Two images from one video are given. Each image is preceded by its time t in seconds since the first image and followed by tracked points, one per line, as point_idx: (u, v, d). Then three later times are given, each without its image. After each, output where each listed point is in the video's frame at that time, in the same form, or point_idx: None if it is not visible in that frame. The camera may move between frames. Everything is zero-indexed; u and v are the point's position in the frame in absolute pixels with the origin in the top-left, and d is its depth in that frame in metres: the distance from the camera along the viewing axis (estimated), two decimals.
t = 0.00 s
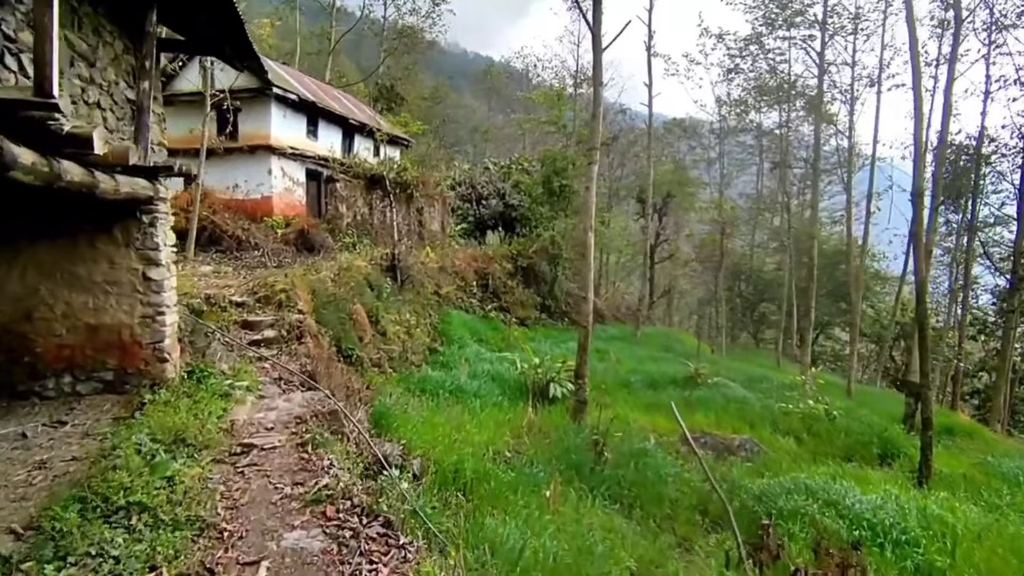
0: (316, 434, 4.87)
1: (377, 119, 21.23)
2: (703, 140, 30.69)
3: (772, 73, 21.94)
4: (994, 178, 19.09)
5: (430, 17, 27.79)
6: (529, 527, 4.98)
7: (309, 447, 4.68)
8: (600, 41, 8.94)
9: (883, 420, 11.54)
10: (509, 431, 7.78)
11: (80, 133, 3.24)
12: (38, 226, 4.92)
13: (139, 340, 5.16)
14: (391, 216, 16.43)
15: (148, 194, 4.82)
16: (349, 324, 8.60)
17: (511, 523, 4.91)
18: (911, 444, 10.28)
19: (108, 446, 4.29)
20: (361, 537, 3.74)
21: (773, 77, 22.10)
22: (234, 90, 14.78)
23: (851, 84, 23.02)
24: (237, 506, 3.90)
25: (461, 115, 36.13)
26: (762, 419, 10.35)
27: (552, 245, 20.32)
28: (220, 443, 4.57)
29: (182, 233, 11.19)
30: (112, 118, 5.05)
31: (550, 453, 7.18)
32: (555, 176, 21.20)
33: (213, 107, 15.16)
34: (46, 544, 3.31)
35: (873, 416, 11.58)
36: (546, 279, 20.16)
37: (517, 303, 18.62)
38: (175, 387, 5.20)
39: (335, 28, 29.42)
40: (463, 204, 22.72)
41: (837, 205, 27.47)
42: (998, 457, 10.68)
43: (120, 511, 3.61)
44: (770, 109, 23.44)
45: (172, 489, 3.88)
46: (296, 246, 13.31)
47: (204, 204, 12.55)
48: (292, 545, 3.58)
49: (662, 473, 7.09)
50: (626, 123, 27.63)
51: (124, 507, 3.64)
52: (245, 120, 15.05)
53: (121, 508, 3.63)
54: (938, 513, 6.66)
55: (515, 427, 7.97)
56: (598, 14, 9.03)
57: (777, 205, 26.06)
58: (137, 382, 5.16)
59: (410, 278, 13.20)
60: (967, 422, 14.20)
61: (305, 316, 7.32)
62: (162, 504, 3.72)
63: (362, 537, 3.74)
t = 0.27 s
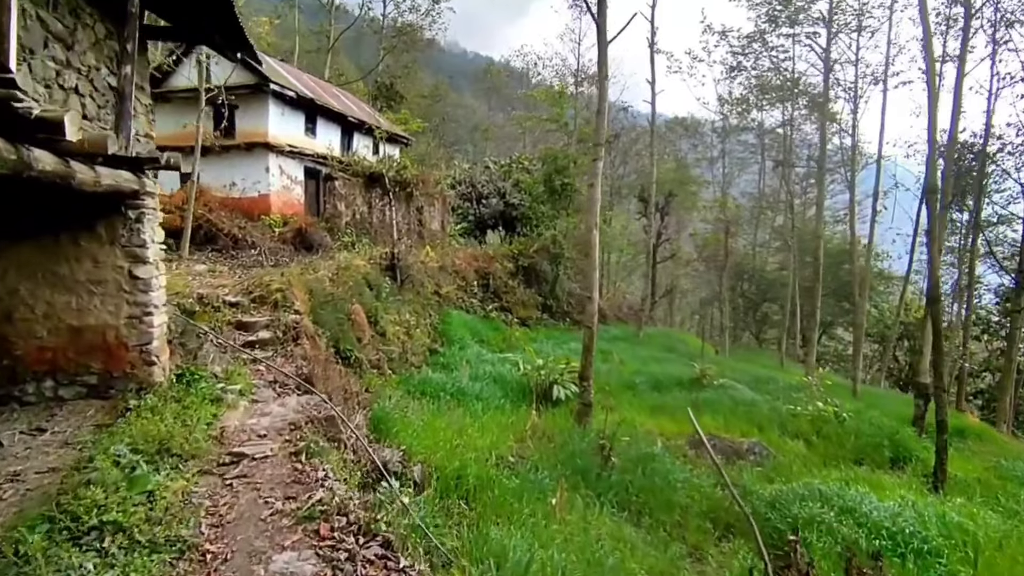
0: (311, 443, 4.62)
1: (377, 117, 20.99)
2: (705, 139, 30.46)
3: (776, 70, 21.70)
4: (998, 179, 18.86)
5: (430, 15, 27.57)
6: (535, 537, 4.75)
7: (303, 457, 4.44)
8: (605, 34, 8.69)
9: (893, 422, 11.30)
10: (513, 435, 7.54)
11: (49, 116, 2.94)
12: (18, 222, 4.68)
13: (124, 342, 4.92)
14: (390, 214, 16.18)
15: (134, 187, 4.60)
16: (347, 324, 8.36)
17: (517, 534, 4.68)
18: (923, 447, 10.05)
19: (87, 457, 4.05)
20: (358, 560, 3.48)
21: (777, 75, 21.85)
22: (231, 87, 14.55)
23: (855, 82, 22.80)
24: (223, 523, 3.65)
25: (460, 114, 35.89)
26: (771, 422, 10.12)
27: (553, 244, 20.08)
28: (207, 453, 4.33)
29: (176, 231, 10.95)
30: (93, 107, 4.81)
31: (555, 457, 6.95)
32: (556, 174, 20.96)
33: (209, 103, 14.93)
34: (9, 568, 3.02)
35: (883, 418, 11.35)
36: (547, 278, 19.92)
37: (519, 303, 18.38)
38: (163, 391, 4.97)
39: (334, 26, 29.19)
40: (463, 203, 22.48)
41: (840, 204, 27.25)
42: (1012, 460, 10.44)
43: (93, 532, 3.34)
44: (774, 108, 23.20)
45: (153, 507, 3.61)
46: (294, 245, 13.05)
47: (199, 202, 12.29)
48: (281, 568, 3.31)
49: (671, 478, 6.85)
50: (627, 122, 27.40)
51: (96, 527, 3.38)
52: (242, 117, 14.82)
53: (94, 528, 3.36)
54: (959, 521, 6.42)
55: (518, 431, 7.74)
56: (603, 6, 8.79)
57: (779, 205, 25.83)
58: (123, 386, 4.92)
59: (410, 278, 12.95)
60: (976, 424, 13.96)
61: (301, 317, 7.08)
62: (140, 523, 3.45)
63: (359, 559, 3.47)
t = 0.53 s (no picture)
0: (305, 456, 4.37)
1: (376, 115, 20.74)
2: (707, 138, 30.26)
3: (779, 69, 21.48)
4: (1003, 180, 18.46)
5: (429, 13, 27.33)
6: (543, 556, 4.52)
7: (296, 472, 4.20)
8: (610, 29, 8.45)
9: (903, 425, 11.09)
10: (516, 441, 7.33)
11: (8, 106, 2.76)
12: None
13: (109, 347, 4.68)
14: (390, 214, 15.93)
15: (119, 185, 4.36)
16: (345, 327, 8.11)
17: (524, 551, 4.45)
18: (935, 451, 9.83)
19: (64, 473, 3.79)
20: None
21: (779, 74, 21.63)
22: (228, 85, 14.31)
23: (858, 81, 22.61)
24: (207, 550, 3.38)
25: (460, 113, 35.65)
26: (779, 426, 9.90)
27: (554, 244, 19.86)
28: (194, 468, 4.08)
29: (171, 230, 10.70)
30: (73, 99, 4.56)
31: (560, 465, 6.73)
32: (557, 174, 21.10)
33: (206, 101, 14.68)
34: None
35: (892, 421, 11.14)
36: (548, 279, 19.71)
37: (519, 303, 18.17)
38: (150, 400, 4.72)
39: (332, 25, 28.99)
40: (463, 203, 22.26)
41: (843, 204, 27.02)
42: None
43: (63, 560, 3.03)
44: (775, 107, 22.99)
45: (130, 531, 3.31)
46: (291, 245, 12.80)
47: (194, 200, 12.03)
48: None
49: (681, 486, 6.63)
50: (629, 121, 27.19)
51: (64, 558, 3.04)
52: (239, 115, 14.57)
53: (63, 557, 3.04)
54: (979, 531, 6.22)
55: (522, 438, 7.50)
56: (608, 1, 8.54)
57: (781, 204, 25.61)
58: (107, 395, 4.68)
59: (410, 278, 12.70)
60: (986, 427, 13.73)
61: (298, 319, 6.84)
62: (115, 550, 3.14)
63: None
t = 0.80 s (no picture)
0: (302, 467, 4.15)
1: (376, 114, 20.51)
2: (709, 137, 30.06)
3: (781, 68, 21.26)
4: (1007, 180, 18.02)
5: (430, 12, 27.08)
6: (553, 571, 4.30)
7: (293, 484, 3.97)
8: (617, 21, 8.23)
9: (915, 428, 10.87)
10: (521, 445, 7.13)
11: None
12: None
13: (96, 350, 4.46)
14: (390, 213, 15.70)
15: (106, 180, 4.15)
16: (345, 328, 7.88)
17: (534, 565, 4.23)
18: (948, 455, 9.62)
19: (45, 485, 3.57)
20: None
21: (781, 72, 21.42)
22: (226, 82, 14.09)
23: (863, 79, 22.38)
24: (195, 572, 3.15)
25: (460, 112, 35.44)
26: (789, 428, 9.69)
27: (556, 244, 19.65)
28: (183, 479, 3.87)
29: (167, 229, 10.49)
30: (57, 89, 4.34)
31: (568, 470, 6.52)
32: (560, 173, 20.69)
33: (205, 98, 14.47)
34: None
35: (903, 424, 10.92)
36: (551, 279, 19.49)
37: (521, 303, 17.97)
38: (139, 405, 4.51)
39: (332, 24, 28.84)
40: (464, 203, 22.10)
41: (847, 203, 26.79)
42: None
43: None
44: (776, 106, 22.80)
45: (110, 552, 3.08)
46: (290, 244, 12.58)
47: (191, 198, 11.80)
48: None
49: (693, 492, 6.42)
50: (631, 120, 26.96)
51: None
52: (238, 112, 14.35)
53: None
54: (1002, 539, 6.01)
55: (527, 442, 7.29)
56: None
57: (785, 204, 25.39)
58: (94, 400, 4.46)
59: (411, 278, 12.48)
60: (997, 429, 13.48)
61: (297, 320, 6.64)
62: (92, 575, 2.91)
63: None
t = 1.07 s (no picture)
0: (301, 484, 3.87)
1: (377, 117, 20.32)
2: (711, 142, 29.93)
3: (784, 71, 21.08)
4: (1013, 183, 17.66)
5: (431, 16, 27.00)
6: None
7: (291, 504, 3.70)
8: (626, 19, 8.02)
9: (930, 435, 10.61)
10: (530, 455, 6.89)
11: None
12: None
13: (83, 357, 4.21)
14: (392, 217, 15.47)
15: (94, 176, 3.93)
16: (347, 332, 7.63)
17: None
18: (967, 464, 9.35)
19: (23, 505, 3.30)
20: None
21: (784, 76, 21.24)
22: (225, 84, 13.91)
23: (867, 83, 22.23)
24: None
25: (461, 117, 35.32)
26: (802, 436, 9.43)
27: (559, 249, 19.46)
28: (174, 497, 3.60)
29: (164, 232, 10.25)
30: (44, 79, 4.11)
31: (578, 481, 6.28)
32: (563, 176, 20.42)
33: (204, 100, 14.27)
34: None
35: (918, 431, 10.66)
36: (554, 284, 19.28)
37: (524, 309, 17.75)
38: (130, 416, 4.26)
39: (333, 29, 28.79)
40: (466, 207, 21.90)
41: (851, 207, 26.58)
42: None
43: None
44: (779, 109, 22.63)
45: None
46: (290, 248, 12.35)
47: (190, 201, 11.58)
48: None
49: (710, 503, 6.16)
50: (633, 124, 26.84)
51: None
52: (238, 115, 14.16)
53: None
54: None
55: (536, 452, 7.03)
56: None
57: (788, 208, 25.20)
58: (82, 411, 4.21)
59: (413, 283, 12.23)
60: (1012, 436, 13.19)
61: (297, 325, 6.39)
62: None
63: None
